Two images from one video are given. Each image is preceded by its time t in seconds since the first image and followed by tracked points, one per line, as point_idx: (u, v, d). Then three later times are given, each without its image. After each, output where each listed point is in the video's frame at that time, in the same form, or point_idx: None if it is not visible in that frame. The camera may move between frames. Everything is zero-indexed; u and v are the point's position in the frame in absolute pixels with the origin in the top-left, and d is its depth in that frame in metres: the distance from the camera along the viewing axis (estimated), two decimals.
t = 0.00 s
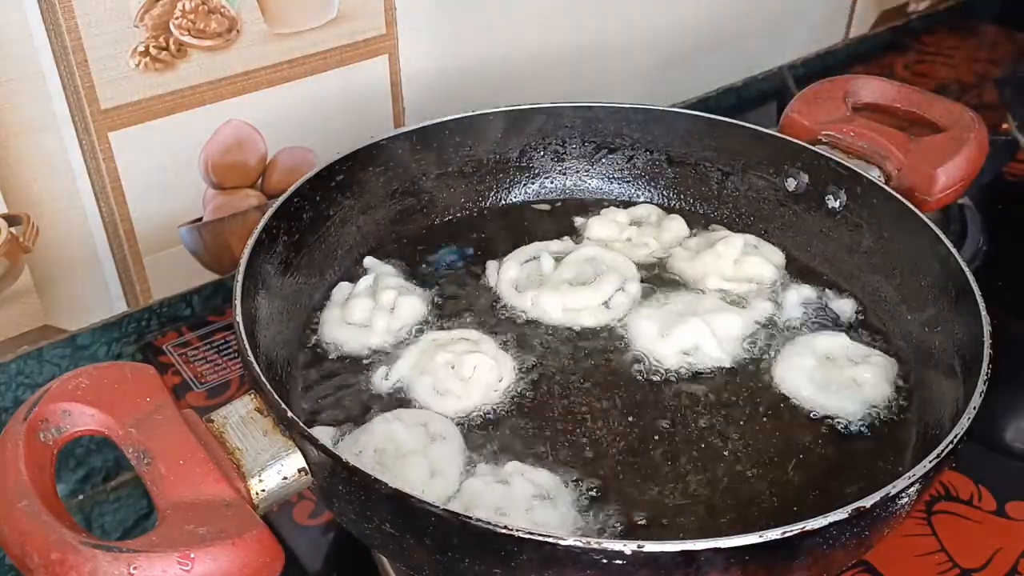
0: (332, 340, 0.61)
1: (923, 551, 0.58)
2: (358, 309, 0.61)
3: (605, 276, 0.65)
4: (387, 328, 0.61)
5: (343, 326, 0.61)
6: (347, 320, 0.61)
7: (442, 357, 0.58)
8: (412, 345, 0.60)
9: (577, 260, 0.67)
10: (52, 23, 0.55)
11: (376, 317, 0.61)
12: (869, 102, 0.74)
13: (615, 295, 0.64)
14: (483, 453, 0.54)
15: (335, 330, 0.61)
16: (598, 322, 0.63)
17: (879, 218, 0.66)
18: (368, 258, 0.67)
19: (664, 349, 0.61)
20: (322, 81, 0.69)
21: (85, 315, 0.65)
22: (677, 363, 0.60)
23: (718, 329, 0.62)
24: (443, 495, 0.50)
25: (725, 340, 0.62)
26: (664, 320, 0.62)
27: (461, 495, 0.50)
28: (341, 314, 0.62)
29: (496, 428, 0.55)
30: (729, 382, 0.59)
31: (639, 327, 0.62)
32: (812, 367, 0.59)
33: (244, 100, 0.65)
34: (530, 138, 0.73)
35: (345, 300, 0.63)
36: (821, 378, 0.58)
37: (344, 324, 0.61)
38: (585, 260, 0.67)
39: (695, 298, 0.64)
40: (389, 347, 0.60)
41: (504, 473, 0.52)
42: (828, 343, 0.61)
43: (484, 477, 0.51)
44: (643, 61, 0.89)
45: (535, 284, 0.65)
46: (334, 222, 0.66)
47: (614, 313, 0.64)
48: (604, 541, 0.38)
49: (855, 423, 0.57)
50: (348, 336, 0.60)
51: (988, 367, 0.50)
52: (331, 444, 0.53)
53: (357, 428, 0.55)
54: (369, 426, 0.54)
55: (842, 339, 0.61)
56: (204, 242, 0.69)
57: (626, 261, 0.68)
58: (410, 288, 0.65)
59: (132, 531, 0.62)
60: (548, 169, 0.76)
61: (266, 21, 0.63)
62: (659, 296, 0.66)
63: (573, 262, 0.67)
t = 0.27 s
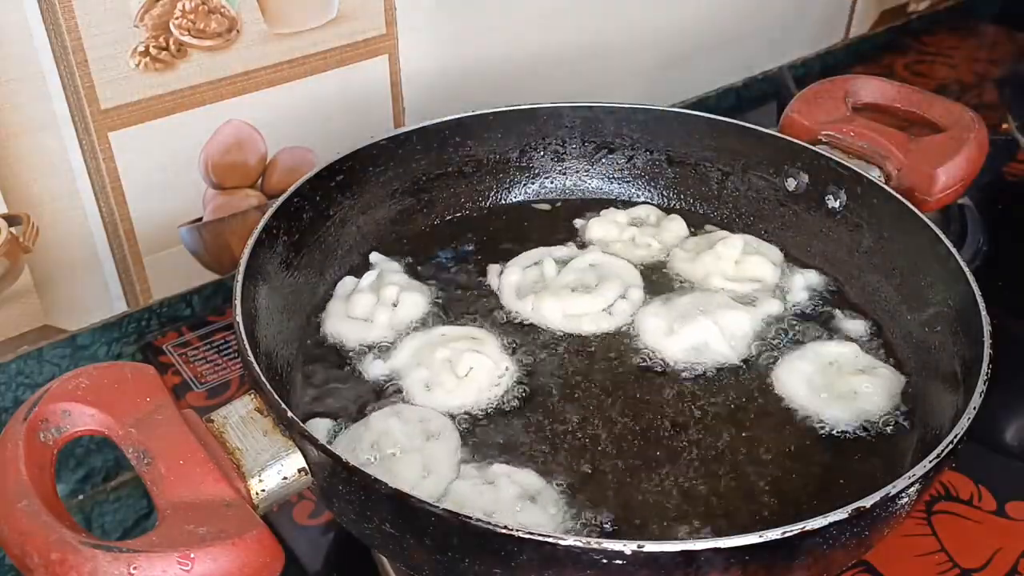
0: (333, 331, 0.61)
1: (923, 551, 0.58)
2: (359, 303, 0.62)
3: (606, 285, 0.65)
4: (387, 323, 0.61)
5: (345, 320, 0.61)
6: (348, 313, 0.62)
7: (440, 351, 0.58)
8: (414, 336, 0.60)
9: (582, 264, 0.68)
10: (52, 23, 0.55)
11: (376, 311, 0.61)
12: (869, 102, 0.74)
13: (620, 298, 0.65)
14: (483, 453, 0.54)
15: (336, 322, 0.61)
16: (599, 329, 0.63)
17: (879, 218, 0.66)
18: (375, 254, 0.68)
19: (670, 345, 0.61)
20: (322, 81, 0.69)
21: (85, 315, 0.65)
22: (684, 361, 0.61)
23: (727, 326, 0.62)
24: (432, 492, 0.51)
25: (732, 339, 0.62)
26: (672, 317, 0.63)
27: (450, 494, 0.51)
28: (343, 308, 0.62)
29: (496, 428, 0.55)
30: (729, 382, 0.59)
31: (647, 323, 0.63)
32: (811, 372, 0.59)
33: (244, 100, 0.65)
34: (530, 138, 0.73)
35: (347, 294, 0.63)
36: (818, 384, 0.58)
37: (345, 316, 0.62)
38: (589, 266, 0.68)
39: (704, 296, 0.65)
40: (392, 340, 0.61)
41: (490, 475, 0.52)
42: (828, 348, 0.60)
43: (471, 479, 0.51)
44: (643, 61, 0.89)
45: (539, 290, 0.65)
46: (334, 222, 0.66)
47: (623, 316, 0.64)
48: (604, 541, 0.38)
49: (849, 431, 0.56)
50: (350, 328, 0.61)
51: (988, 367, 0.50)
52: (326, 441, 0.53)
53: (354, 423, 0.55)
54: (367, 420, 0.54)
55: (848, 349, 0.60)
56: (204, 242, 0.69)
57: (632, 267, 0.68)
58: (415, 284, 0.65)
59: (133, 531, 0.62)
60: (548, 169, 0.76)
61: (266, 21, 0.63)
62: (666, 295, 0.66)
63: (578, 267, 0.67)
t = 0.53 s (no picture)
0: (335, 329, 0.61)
1: (923, 551, 0.58)
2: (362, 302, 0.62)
3: (615, 287, 0.65)
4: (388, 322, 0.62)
5: (347, 320, 0.62)
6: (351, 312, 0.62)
7: (449, 356, 0.59)
8: (419, 340, 0.61)
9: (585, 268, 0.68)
10: (52, 23, 0.55)
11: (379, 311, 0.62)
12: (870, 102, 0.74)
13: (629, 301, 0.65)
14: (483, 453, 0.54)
15: (339, 320, 0.62)
16: (613, 330, 0.63)
17: (879, 218, 0.66)
18: (379, 253, 0.68)
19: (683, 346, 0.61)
20: (322, 81, 0.69)
21: (85, 315, 0.65)
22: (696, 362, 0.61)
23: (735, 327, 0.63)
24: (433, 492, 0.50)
25: (742, 340, 0.62)
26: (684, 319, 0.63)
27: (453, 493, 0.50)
28: (345, 306, 0.63)
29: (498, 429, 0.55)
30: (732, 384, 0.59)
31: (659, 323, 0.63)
32: (811, 376, 0.59)
33: (244, 100, 0.65)
34: (530, 138, 0.73)
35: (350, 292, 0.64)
36: (813, 387, 0.58)
37: (347, 315, 0.62)
38: (593, 270, 0.68)
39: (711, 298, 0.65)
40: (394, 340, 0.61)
41: (492, 474, 0.52)
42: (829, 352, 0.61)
43: (471, 478, 0.51)
44: (644, 61, 0.89)
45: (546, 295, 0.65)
46: (334, 222, 0.66)
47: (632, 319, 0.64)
48: (604, 541, 0.38)
49: (833, 434, 0.56)
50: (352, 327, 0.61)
51: (988, 367, 0.50)
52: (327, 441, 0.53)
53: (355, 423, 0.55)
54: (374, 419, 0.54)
55: (856, 360, 0.60)
56: (204, 242, 0.69)
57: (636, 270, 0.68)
58: (417, 283, 0.65)
59: (132, 531, 0.62)
60: (548, 169, 0.75)
61: (265, 20, 0.63)
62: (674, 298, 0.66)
63: (582, 271, 0.67)
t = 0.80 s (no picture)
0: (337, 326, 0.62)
1: (923, 551, 0.58)
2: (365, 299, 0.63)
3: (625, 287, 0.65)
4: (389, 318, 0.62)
5: (350, 315, 0.62)
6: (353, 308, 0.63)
7: (453, 357, 0.59)
8: (421, 339, 0.61)
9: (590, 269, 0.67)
10: (52, 23, 0.55)
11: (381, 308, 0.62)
12: (869, 102, 0.74)
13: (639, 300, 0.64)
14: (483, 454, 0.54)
15: (342, 315, 0.62)
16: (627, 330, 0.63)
17: (879, 218, 0.66)
18: (381, 250, 0.68)
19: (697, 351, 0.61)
20: (321, 82, 0.69)
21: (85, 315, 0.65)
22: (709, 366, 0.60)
23: (743, 328, 0.63)
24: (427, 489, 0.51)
25: (751, 338, 0.62)
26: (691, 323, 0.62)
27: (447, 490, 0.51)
28: (348, 303, 0.63)
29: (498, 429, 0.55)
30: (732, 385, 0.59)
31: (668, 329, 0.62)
32: (811, 381, 0.59)
33: (244, 100, 0.65)
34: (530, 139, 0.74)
35: (353, 289, 0.64)
36: (813, 395, 0.58)
37: (349, 310, 0.62)
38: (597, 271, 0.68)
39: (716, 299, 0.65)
40: (394, 337, 0.61)
41: (486, 472, 0.52)
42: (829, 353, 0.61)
43: (466, 476, 0.51)
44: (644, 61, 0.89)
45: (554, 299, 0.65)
46: (334, 221, 0.66)
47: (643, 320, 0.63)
48: (604, 541, 0.38)
49: (830, 441, 0.55)
50: (355, 323, 0.62)
51: (987, 367, 0.50)
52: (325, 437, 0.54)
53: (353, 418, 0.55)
54: (378, 413, 0.55)
55: (860, 366, 0.60)
56: (204, 242, 0.69)
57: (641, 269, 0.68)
58: (418, 281, 0.66)
59: (132, 531, 0.61)
60: (548, 169, 0.75)
61: (265, 20, 0.63)
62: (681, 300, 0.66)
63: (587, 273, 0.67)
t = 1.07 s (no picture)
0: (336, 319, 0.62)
1: (923, 551, 0.58)
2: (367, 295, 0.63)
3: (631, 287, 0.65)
4: (390, 315, 0.62)
5: (350, 310, 0.63)
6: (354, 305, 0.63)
7: (458, 354, 0.59)
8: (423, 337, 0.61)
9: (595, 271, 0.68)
10: (51, 23, 0.55)
11: (382, 305, 0.63)
12: (870, 102, 0.74)
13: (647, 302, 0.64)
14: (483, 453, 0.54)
15: (344, 309, 0.63)
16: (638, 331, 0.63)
17: (879, 218, 0.66)
18: (386, 245, 0.69)
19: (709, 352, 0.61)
20: (322, 81, 0.69)
21: (86, 315, 0.65)
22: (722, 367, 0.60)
23: (751, 327, 0.63)
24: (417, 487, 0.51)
25: (760, 337, 0.62)
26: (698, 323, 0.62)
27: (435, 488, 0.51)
28: (350, 299, 0.63)
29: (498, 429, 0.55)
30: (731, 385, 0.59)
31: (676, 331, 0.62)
32: (813, 382, 0.58)
33: (244, 100, 0.65)
34: (530, 138, 0.74)
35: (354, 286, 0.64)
36: (813, 394, 0.58)
37: (350, 306, 0.63)
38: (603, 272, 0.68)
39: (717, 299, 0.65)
40: (394, 333, 0.62)
41: (475, 472, 0.52)
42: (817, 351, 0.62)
43: (455, 475, 0.52)
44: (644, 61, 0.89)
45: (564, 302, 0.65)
46: (334, 222, 0.65)
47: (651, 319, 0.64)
48: (604, 541, 0.37)
49: (840, 443, 0.55)
50: (355, 318, 0.62)
51: (988, 367, 0.50)
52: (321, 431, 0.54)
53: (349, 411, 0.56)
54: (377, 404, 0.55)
55: (859, 367, 0.60)
56: (204, 242, 0.69)
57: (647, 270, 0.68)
58: (422, 277, 0.66)
59: (132, 531, 0.61)
60: (548, 169, 0.75)
61: (265, 20, 0.63)
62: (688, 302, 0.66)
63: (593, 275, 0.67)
